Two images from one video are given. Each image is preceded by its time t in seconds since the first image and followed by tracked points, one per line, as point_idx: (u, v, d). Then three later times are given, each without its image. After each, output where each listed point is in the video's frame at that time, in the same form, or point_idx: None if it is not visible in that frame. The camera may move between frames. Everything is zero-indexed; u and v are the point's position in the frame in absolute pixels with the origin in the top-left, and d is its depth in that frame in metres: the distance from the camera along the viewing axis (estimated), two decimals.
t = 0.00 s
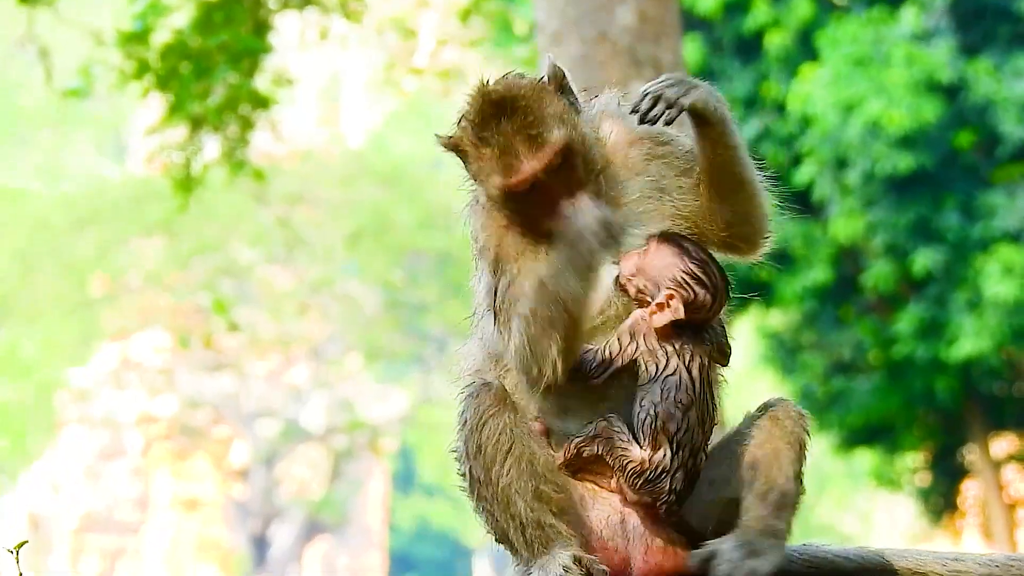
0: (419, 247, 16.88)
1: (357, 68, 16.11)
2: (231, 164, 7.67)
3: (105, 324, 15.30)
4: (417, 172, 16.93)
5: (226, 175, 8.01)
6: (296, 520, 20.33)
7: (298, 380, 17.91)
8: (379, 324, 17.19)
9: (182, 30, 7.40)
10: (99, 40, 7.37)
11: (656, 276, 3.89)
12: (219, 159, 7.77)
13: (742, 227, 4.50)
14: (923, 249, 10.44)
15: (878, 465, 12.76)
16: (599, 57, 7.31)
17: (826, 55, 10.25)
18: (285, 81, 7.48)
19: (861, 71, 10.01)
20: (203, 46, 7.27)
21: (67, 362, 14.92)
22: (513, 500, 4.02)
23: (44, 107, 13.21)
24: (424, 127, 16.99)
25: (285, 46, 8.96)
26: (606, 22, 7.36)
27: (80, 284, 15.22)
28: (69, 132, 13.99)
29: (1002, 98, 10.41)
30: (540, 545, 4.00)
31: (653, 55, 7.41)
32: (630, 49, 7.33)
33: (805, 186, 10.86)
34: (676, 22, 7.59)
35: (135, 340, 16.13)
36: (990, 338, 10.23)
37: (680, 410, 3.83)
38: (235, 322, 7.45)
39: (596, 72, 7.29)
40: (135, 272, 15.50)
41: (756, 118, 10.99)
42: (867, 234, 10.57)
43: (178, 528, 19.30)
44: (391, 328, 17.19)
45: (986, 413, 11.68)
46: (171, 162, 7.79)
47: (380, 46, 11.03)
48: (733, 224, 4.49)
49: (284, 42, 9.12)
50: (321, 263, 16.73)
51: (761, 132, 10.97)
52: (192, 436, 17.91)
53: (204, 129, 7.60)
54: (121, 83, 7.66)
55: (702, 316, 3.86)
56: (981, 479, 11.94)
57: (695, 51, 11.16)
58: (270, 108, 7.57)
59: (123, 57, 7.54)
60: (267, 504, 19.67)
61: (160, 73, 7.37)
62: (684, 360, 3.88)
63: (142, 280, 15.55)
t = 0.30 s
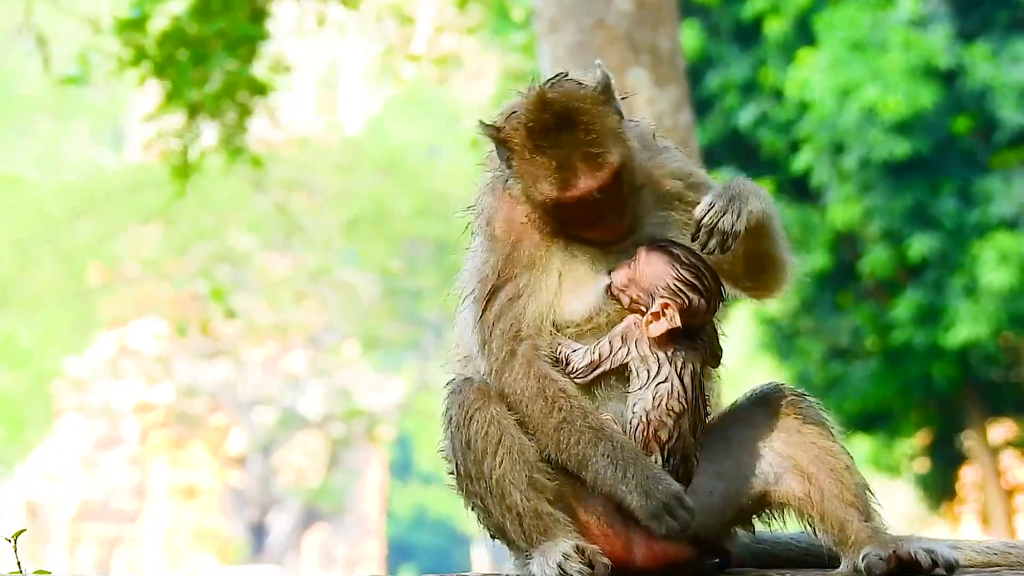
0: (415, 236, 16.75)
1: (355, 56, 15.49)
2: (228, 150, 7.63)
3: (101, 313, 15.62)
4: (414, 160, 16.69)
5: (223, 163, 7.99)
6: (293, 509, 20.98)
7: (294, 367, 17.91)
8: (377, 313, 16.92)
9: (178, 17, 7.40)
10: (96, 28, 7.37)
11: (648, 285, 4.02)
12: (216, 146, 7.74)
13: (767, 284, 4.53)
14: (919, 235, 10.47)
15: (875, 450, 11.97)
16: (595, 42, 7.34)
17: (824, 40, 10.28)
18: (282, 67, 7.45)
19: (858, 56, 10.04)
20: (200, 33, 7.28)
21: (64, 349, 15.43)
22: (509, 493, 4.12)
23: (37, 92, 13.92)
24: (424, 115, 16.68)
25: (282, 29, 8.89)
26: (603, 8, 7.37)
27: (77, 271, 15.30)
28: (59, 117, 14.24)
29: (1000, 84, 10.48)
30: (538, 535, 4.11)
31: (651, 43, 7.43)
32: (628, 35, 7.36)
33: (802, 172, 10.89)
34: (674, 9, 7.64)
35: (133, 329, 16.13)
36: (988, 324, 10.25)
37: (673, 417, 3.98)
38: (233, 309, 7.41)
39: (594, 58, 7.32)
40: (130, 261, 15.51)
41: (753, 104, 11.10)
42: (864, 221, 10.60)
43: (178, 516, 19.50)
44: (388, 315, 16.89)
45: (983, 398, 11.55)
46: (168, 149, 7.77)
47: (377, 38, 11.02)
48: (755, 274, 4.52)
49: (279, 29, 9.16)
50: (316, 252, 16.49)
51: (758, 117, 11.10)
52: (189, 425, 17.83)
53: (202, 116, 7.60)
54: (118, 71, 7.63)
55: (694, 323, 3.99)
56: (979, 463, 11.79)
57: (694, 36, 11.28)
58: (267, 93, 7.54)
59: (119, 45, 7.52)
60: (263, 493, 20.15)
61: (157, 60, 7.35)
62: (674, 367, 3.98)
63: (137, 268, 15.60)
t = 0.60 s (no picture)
0: (408, 232, 18.08)
1: (351, 69, 16.61)
2: (232, 153, 8.15)
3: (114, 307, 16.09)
4: (405, 162, 18.22)
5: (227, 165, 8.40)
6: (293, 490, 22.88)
7: (295, 356, 18.94)
8: (371, 305, 18.34)
9: (185, 29, 7.93)
10: (107, 40, 7.86)
11: (639, 290, 4.60)
12: (220, 149, 8.26)
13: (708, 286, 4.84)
14: (881, 231, 12.35)
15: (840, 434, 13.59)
16: (577, 52, 7.80)
17: (792, 47, 12.30)
18: (282, 76, 7.94)
19: (823, 64, 12.10)
20: (205, 45, 7.81)
21: (72, 343, 16.08)
22: (500, 473, 4.69)
23: (53, 100, 14.30)
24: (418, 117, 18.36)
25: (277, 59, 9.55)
26: (583, 18, 7.82)
27: (90, 267, 15.75)
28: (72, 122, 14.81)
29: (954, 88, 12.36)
30: (527, 512, 4.69)
31: (628, 51, 7.89)
32: (606, 46, 7.82)
33: (770, 172, 12.79)
34: (651, 18, 8.08)
35: (144, 322, 16.92)
36: (945, 314, 12.14)
37: (655, 413, 4.60)
38: (236, 303, 7.91)
39: (575, 67, 7.80)
40: (141, 258, 16.14)
41: (727, 109, 12.93)
42: (829, 216, 12.45)
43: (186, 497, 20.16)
44: (382, 308, 18.36)
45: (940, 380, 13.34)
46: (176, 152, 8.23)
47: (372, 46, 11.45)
48: (709, 274, 4.84)
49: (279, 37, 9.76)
50: (314, 249, 17.61)
51: (730, 121, 12.95)
52: (195, 413, 18.57)
53: (206, 122, 8.07)
54: (129, 80, 8.14)
55: (683, 327, 4.59)
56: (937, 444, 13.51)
57: (670, 45, 13.05)
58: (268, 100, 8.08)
59: (130, 55, 8.03)
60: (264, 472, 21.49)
61: (165, 69, 7.88)
62: (660, 365, 4.61)
63: (146, 265, 16.22)
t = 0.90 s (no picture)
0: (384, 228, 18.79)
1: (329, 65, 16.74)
2: (211, 149, 8.19)
3: (93, 303, 17.42)
4: (384, 158, 19.10)
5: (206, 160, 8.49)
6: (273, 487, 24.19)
7: (273, 352, 20.03)
8: (352, 300, 18.83)
9: (163, 25, 7.93)
10: (86, 35, 7.85)
11: (621, 280, 4.63)
12: (198, 145, 8.30)
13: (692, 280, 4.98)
14: (863, 228, 12.80)
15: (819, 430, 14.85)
16: (556, 47, 7.82)
17: (773, 41, 12.57)
18: (262, 72, 7.97)
19: (803, 58, 12.36)
20: (183, 41, 7.79)
21: (54, 339, 17.01)
22: (494, 461, 4.64)
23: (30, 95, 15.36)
24: (395, 113, 19.14)
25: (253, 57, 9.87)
26: (562, 13, 7.84)
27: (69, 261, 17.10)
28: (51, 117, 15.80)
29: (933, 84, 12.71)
30: (518, 503, 4.64)
31: (608, 47, 7.90)
32: (586, 41, 7.84)
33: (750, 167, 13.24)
34: (629, 15, 8.09)
35: (123, 319, 18.07)
36: (925, 309, 12.62)
37: (638, 405, 4.57)
38: (215, 299, 7.90)
39: (552, 61, 7.81)
40: (120, 253, 17.57)
41: (707, 104, 13.41)
42: (810, 212, 12.96)
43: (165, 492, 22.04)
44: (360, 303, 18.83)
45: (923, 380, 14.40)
46: (155, 148, 8.24)
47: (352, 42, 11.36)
48: (695, 262, 4.99)
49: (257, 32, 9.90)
50: (293, 245, 18.53)
51: (710, 116, 13.43)
52: (175, 408, 20.23)
53: (184, 118, 8.13)
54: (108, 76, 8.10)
55: (665, 319, 4.57)
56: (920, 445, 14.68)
57: (649, 40, 13.57)
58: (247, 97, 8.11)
59: (109, 51, 8.02)
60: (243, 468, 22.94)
61: (144, 66, 7.87)
62: (643, 356, 4.59)
63: (125, 260, 17.65)
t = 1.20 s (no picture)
0: (356, 228, 20.03)
1: (302, 62, 17.60)
2: (183, 148, 8.24)
3: (63, 301, 19.86)
4: (354, 154, 20.38)
5: (177, 159, 8.48)
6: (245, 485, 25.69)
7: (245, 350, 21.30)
8: (322, 298, 20.09)
9: (135, 23, 7.93)
10: (57, 33, 7.86)
11: (591, 280, 4.69)
12: (170, 144, 8.35)
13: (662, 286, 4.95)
14: (835, 226, 14.34)
15: (794, 430, 16.80)
16: (528, 46, 7.81)
17: (746, 40, 14.18)
18: (233, 69, 8.03)
19: (777, 57, 13.95)
20: (156, 39, 7.80)
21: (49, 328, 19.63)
22: (468, 458, 4.65)
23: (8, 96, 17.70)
24: (367, 109, 20.50)
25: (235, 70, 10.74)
26: (534, 12, 7.83)
27: (41, 259, 19.63)
28: (28, 115, 18.19)
29: (904, 82, 14.27)
30: (492, 500, 4.66)
31: (579, 44, 7.94)
32: (558, 40, 7.85)
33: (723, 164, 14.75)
34: (601, 13, 8.14)
35: (95, 319, 20.45)
36: (893, 307, 14.12)
37: (609, 403, 4.69)
38: (188, 298, 7.92)
39: (525, 59, 7.78)
40: (92, 252, 19.65)
41: (681, 104, 15.06)
42: (782, 210, 14.58)
43: (137, 492, 24.25)
44: (334, 301, 20.09)
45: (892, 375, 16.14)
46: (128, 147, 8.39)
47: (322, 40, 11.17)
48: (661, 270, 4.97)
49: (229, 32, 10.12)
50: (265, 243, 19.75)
51: (684, 114, 15.09)
52: (146, 407, 22.24)
53: (156, 117, 8.19)
54: (79, 73, 8.15)
55: (633, 319, 4.70)
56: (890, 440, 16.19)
57: (623, 39, 15.31)
58: (219, 96, 8.12)
59: (80, 49, 8.05)
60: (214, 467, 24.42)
61: (116, 64, 7.88)
62: (612, 355, 4.71)
63: (96, 258, 19.74)
